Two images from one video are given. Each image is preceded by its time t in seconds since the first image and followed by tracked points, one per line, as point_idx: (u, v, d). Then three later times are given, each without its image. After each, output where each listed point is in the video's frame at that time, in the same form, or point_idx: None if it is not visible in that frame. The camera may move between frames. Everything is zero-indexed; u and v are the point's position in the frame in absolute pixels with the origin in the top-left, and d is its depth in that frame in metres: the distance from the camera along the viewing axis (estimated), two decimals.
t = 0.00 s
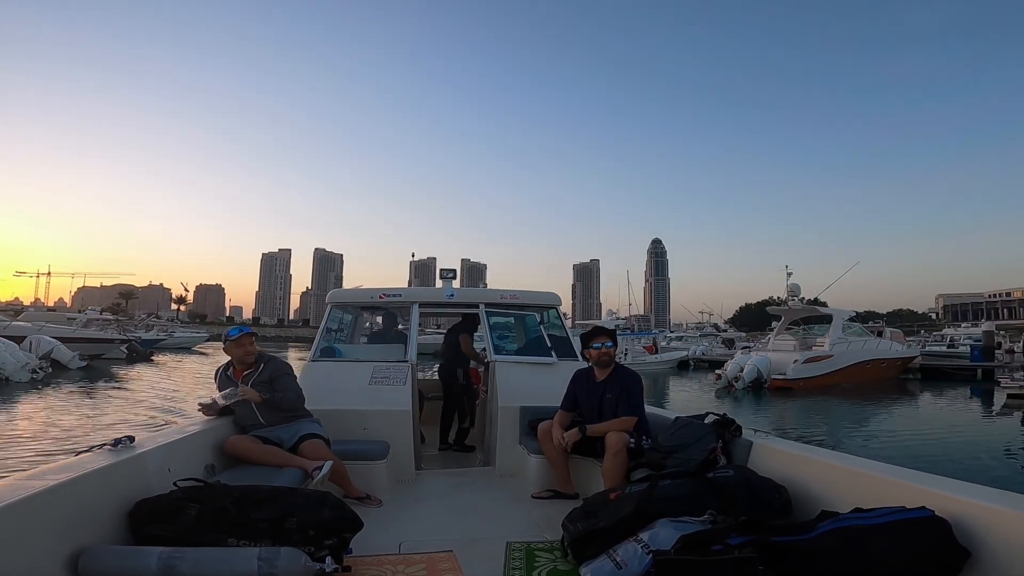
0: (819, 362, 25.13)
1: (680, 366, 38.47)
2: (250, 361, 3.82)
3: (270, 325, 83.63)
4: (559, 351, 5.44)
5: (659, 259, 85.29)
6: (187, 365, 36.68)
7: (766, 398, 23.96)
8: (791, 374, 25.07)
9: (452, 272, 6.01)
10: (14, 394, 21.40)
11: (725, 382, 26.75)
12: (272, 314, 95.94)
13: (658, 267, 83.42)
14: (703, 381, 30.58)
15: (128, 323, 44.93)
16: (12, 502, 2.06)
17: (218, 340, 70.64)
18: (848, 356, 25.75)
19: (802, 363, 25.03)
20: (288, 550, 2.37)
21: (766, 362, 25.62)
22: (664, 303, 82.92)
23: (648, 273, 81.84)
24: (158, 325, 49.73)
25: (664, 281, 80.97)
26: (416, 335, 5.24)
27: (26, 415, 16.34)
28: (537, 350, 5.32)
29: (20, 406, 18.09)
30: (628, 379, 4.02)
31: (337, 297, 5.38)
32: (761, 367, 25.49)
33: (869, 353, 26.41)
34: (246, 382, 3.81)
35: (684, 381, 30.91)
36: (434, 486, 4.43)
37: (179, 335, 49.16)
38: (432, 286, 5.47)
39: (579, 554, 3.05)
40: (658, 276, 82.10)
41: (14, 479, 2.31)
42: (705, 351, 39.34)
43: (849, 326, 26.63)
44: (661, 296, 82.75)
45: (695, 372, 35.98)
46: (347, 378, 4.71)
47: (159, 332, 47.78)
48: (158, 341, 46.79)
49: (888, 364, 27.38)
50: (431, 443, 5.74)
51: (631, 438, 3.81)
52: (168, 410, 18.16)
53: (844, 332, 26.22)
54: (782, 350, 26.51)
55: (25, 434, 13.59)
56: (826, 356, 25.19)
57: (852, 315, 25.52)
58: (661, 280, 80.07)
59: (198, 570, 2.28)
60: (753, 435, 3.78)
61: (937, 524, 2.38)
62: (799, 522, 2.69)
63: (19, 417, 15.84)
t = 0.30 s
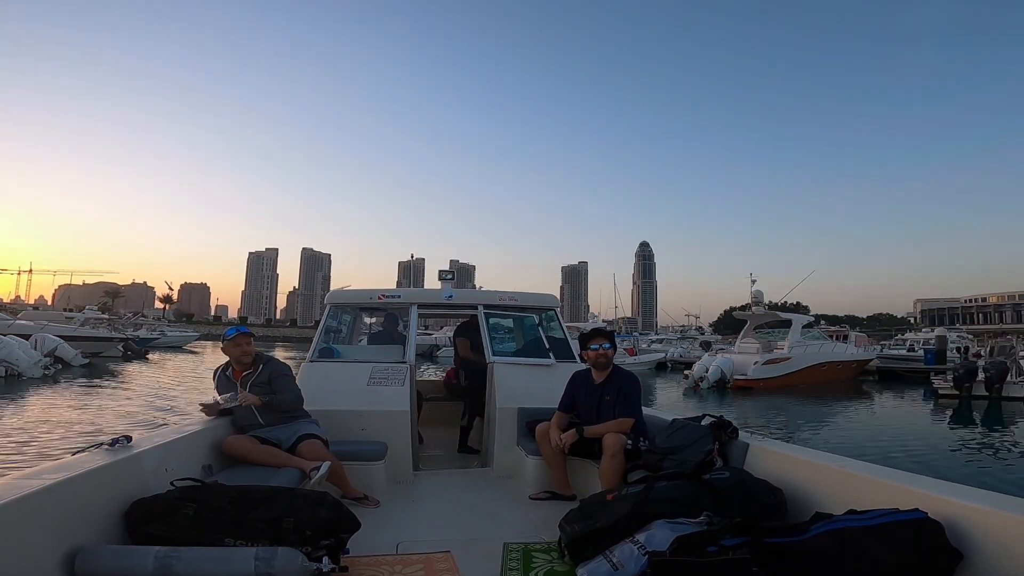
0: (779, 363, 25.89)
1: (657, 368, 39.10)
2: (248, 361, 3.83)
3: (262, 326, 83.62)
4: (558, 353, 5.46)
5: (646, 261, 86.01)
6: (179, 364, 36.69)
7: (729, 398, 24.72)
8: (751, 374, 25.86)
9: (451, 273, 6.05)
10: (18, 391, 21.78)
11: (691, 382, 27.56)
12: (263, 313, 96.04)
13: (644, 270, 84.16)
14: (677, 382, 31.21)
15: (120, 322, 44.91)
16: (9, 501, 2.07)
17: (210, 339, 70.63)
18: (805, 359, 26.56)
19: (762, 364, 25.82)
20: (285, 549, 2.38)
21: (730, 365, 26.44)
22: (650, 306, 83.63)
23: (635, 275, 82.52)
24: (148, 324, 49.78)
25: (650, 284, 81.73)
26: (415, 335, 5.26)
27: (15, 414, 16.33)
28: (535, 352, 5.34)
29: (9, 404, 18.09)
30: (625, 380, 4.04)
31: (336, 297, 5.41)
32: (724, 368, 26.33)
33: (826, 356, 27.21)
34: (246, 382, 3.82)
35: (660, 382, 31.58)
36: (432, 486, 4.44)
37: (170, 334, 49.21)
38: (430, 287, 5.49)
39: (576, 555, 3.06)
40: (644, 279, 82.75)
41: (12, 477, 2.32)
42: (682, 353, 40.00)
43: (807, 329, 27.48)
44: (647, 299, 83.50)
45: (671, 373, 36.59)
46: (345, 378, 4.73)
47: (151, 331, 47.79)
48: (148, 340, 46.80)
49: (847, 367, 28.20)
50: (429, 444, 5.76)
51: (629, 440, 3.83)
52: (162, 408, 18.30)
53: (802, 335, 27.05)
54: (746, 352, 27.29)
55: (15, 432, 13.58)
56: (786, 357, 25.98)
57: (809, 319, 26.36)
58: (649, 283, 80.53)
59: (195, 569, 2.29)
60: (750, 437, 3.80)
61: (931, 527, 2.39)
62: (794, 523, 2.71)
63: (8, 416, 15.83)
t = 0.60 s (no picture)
0: (745, 360, 26.30)
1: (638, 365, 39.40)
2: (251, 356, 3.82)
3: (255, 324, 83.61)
4: (557, 352, 5.47)
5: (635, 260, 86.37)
6: (175, 361, 36.72)
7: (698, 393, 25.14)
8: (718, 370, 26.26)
9: (450, 272, 6.06)
10: (29, 387, 21.99)
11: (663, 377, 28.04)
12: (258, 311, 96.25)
13: (633, 269, 84.60)
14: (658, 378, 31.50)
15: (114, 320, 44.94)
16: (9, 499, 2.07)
17: (205, 337, 70.76)
18: (770, 356, 26.86)
19: (728, 361, 26.22)
20: (285, 546, 2.39)
21: (700, 361, 26.82)
22: (640, 304, 84.04)
23: (623, 273, 82.79)
24: (138, 323, 49.63)
25: (639, 282, 82.03)
26: (414, 333, 5.26)
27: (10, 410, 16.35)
28: (534, 350, 5.34)
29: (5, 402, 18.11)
30: (623, 378, 4.05)
31: (336, 295, 5.39)
32: (694, 364, 26.73)
33: (790, 354, 27.42)
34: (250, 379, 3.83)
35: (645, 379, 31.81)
36: (431, 484, 4.45)
37: (164, 332, 49.33)
38: (430, 285, 5.49)
39: (575, 553, 3.07)
40: (633, 278, 83.03)
41: (12, 474, 2.33)
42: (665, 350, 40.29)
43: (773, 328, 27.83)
44: (637, 297, 83.85)
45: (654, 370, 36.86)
46: (344, 377, 4.73)
47: (145, 329, 47.84)
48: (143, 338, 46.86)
49: (812, 364, 28.32)
50: (428, 442, 5.77)
51: (627, 438, 3.83)
52: (159, 405, 18.33)
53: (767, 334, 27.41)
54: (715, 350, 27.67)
55: (10, 429, 13.58)
56: (750, 355, 26.35)
57: (775, 318, 26.69)
58: (637, 280, 80.60)
59: (194, 565, 2.30)
60: (749, 435, 3.81)
61: (928, 525, 2.40)
62: (792, 522, 2.72)
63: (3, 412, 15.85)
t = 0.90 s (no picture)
0: (714, 355, 26.52)
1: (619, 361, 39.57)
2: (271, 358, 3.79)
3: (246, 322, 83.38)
4: (555, 351, 5.47)
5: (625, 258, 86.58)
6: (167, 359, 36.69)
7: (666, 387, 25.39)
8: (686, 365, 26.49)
9: (449, 271, 6.04)
10: (36, 385, 22.07)
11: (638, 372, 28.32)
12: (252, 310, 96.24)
13: (623, 267, 84.85)
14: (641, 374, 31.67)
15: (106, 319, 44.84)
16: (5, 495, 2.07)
17: (199, 335, 70.73)
18: (737, 352, 26.96)
19: (697, 356, 26.44)
20: (282, 544, 2.38)
21: (670, 356, 27.05)
22: (629, 302, 84.28)
23: (611, 271, 82.92)
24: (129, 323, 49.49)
25: (628, 280, 82.20)
26: (413, 332, 5.26)
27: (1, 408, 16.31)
28: (533, 349, 5.34)
29: None
30: (620, 376, 4.05)
31: (335, 293, 5.40)
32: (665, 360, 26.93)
33: (756, 349, 27.45)
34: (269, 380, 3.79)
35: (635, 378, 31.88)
36: (429, 483, 4.46)
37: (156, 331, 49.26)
38: (429, 284, 5.48)
39: (573, 552, 3.07)
40: (621, 275, 83.15)
41: (9, 472, 2.32)
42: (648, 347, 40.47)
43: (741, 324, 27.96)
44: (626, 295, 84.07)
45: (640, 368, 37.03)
46: (343, 375, 4.73)
47: (137, 328, 47.75)
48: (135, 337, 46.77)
49: (779, 358, 28.15)
50: (426, 440, 5.77)
51: (626, 438, 3.84)
52: (153, 403, 18.28)
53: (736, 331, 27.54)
54: (686, 347, 27.96)
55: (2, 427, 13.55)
56: (718, 350, 26.53)
57: (743, 314, 26.81)
58: (625, 279, 80.16)
59: (191, 563, 2.30)
60: (747, 435, 3.81)
61: (927, 525, 2.40)
62: (789, 521, 2.72)
63: None
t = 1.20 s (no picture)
0: (684, 353, 26.48)
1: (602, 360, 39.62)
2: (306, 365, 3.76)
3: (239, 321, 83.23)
4: (554, 351, 5.48)
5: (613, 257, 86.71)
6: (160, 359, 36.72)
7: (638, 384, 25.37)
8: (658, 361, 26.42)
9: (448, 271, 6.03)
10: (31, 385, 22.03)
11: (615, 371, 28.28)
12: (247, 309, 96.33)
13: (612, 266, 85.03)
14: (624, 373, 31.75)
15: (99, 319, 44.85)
16: None
17: (194, 335, 70.79)
18: (707, 349, 27.08)
19: (668, 353, 26.41)
20: (276, 544, 2.39)
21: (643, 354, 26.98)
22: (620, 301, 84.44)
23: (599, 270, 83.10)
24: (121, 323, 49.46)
25: (616, 279, 82.36)
26: (410, 332, 5.27)
27: None
28: (531, 349, 5.34)
29: None
30: (620, 379, 4.04)
31: (333, 293, 5.40)
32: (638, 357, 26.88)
33: (724, 346, 27.62)
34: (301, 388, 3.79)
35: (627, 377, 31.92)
36: (426, 483, 4.45)
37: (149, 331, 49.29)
38: (427, 283, 5.48)
39: (569, 553, 3.07)
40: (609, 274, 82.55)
41: (4, 471, 2.33)
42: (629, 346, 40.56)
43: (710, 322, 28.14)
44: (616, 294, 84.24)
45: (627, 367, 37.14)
46: (341, 374, 4.73)
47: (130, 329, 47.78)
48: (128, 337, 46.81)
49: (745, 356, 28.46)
50: (424, 440, 5.77)
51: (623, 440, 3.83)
52: (148, 403, 18.29)
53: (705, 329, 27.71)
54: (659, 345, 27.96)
55: None
56: (689, 347, 26.57)
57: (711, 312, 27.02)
58: (613, 276, 79.95)
59: (186, 562, 2.30)
60: (744, 437, 3.81)
61: (921, 528, 2.40)
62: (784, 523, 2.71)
63: None
